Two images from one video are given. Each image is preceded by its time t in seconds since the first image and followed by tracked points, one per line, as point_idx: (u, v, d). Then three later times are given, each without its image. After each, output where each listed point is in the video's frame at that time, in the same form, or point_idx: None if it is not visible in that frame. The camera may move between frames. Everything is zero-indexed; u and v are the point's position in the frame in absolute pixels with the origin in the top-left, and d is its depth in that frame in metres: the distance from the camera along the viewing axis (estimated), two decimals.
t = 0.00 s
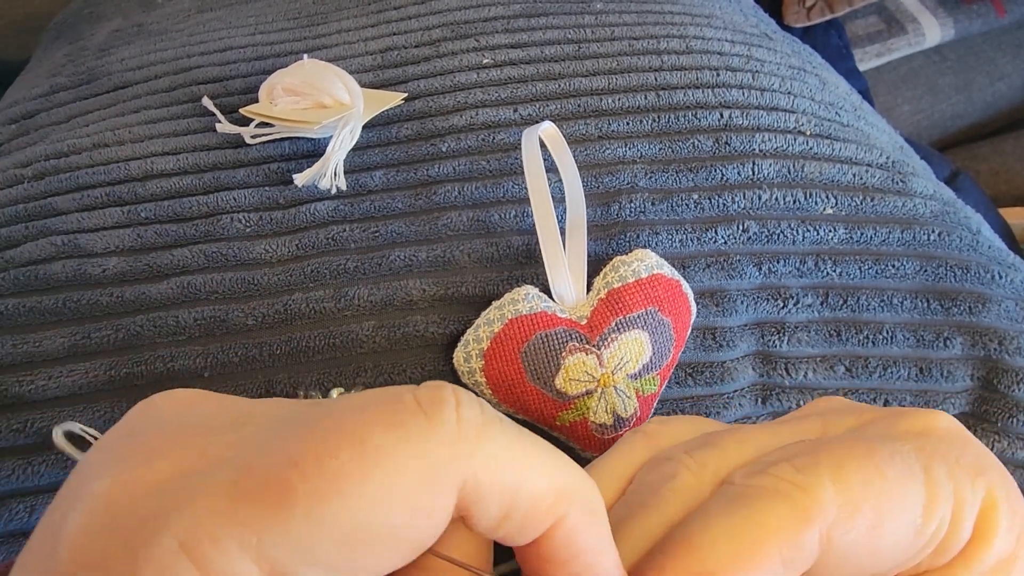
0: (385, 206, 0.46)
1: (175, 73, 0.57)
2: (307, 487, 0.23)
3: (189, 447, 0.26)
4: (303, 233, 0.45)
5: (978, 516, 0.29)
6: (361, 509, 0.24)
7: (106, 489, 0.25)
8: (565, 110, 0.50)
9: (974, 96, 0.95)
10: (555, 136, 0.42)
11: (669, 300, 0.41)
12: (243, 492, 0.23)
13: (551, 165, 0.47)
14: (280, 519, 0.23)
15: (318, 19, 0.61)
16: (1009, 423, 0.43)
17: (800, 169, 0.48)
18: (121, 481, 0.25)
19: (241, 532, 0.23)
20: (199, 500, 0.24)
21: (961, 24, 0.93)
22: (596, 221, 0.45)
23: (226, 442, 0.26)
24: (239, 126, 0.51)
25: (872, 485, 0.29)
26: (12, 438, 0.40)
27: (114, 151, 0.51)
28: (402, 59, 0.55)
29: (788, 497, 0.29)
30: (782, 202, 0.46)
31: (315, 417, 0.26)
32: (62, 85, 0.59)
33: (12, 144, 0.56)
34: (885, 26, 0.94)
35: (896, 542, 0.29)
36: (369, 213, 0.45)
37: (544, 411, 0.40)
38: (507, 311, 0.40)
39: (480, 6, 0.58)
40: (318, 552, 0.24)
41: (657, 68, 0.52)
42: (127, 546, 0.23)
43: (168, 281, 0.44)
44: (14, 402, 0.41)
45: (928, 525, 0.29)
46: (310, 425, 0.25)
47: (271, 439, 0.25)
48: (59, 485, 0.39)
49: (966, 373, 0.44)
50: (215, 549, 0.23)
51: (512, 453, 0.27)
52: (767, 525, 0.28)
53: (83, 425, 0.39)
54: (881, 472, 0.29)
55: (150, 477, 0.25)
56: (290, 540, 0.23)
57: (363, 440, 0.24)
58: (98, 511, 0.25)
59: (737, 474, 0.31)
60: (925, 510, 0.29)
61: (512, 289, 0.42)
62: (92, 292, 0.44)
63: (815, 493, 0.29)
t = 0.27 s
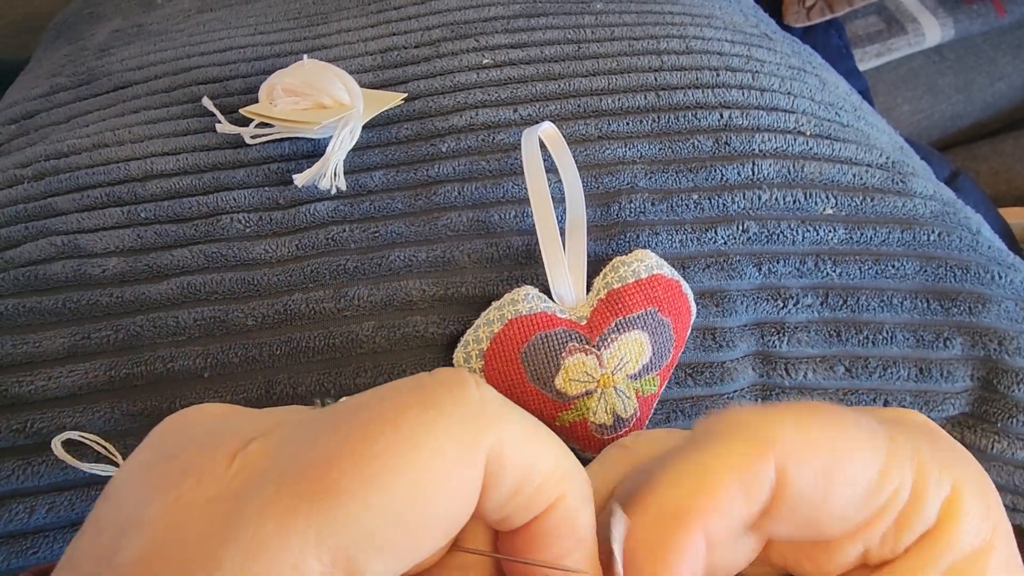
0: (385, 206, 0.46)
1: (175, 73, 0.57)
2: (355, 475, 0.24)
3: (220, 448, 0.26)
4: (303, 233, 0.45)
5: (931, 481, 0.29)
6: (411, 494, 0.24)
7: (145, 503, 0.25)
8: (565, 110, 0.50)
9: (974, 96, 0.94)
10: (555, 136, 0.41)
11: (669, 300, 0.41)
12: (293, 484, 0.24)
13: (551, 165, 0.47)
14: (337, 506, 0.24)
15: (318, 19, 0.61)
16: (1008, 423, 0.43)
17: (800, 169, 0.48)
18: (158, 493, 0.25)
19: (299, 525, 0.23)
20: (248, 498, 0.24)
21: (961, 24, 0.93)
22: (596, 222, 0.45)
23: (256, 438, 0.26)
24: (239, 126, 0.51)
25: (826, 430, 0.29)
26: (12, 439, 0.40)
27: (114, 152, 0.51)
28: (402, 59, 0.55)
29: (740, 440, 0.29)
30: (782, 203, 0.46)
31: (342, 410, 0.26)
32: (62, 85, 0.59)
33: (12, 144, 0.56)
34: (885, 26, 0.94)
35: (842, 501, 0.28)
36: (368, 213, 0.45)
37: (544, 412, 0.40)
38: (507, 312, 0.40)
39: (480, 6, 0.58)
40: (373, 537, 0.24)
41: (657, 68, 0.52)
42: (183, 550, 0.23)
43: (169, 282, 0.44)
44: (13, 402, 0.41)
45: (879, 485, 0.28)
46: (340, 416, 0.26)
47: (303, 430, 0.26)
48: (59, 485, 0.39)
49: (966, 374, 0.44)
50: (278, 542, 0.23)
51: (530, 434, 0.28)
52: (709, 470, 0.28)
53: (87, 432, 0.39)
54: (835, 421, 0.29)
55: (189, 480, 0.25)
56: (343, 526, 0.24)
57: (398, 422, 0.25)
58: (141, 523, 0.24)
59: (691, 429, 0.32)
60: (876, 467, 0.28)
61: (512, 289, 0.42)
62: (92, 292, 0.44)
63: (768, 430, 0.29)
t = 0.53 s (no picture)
0: (385, 206, 0.46)
1: (175, 73, 0.57)
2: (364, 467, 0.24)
3: (232, 438, 0.27)
4: (303, 232, 0.45)
5: (906, 443, 0.32)
6: (421, 489, 0.24)
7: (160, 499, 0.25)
8: (565, 110, 0.50)
9: (974, 96, 0.94)
10: (555, 136, 0.41)
11: (669, 300, 0.41)
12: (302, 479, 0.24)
13: (552, 165, 0.47)
14: (346, 502, 0.24)
15: (318, 19, 0.61)
16: (1009, 422, 0.43)
17: (800, 168, 0.48)
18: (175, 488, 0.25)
19: (310, 516, 0.24)
20: (262, 489, 0.24)
21: (961, 24, 0.93)
22: (596, 221, 0.45)
23: (267, 430, 0.27)
24: (240, 126, 0.51)
25: (814, 374, 0.31)
26: (13, 438, 0.40)
27: (114, 151, 0.51)
28: (402, 59, 0.55)
29: (730, 368, 0.31)
30: (782, 202, 0.46)
31: (351, 398, 0.26)
32: (62, 85, 0.59)
33: (12, 144, 0.56)
34: (885, 25, 0.94)
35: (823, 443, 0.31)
36: (369, 213, 0.45)
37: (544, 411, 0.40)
38: (507, 311, 0.40)
39: (480, 5, 0.58)
40: (387, 521, 0.24)
41: (658, 67, 0.52)
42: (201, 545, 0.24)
43: (170, 281, 0.44)
44: (13, 402, 0.41)
45: (858, 435, 0.31)
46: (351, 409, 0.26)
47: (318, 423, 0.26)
48: (59, 485, 0.39)
49: (966, 373, 0.44)
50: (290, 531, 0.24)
51: (538, 418, 0.28)
52: (704, 382, 0.31)
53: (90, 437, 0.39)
54: (824, 370, 0.31)
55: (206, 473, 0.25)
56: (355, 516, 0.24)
57: (407, 409, 0.25)
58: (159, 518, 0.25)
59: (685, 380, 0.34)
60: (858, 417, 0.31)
61: (512, 288, 0.42)
62: (92, 291, 0.44)
63: (760, 361, 0.31)
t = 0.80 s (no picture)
0: (385, 205, 0.46)
1: (175, 72, 0.57)
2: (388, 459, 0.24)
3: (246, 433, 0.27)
4: (303, 231, 0.45)
5: (916, 437, 0.31)
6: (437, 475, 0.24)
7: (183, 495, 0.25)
8: (565, 109, 0.50)
9: (974, 96, 0.94)
10: (555, 135, 0.41)
11: (669, 300, 0.41)
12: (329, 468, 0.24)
13: (552, 164, 0.47)
14: (370, 492, 0.24)
15: (318, 18, 0.61)
16: (1008, 421, 0.43)
17: (800, 168, 0.48)
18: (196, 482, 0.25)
19: (346, 513, 0.24)
20: (287, 484, 0.24)
21: (961, 24, 0.93)
22: (596, 220, 0.45)
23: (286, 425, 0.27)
24: (240, 125, 0.51)
25: (816, 378, 0.31)
26: (13, 437, 0.40)
27: (115, 150, 0.51)
28: (402, 58, 0.55)
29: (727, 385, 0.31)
30: (782, 201, 0.46)
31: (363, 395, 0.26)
32: (62, 84, 0.59)
33: (12, 143, 0.56)
34: (885, 25, 0.94)
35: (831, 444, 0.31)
36: (369, 212, 0.46)
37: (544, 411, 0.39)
38: (507, 310, 0.40)
39: (481, 5, 0.58)
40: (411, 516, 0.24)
41: (658, 67, 0.52)
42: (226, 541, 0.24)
43: (170, 280, 0.44)
44: (13, 401, 0.41)
45: (863, 429, 0.31)
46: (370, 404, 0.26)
47: (346, 421, 0.25)
48: (59, 484, 0.39)
49: (966, 372, 0.44)
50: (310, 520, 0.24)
51: (552, 414, 0.28)
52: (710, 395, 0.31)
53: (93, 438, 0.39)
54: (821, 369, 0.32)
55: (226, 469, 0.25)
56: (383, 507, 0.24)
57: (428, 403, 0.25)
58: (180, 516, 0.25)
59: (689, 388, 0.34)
60: (865, 414, 0.31)
61: (511, 288, 0.42)
62: (92, 290, 0.44)
63: (760, 369, 0.31)
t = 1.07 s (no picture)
0: (386, 204, 0.46)
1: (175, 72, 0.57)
2: None
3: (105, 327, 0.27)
4: (304, 231, 0.45)
5: (920, 396, 0.31)
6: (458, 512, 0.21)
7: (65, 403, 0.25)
8: (566, 109, 0.50)
9: (974, 96, 0.94)
10: (556, 134, 0.41)
11: (670, 299, 0.40)
12: None
13: (552, 164, 0.47)
14: None
15: (318, 18, 0.61)
16: (1009, 421, 0.43)
17: (800, 167, 0.48)
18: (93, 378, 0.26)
19: None
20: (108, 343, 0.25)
21: (961, 24, 0.94)
22: (597, 220, 0.45)
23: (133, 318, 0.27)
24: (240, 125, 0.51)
25: (828, 326, 0.31)
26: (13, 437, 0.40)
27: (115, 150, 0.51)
28: (402, 58, 0.55)
29: (743, 322, 0.31)
30: (782, 200, 0.46)
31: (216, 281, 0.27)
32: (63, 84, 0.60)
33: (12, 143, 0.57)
34: (885, 26, 0.95)
35: (837, 388, 0.31)
36: (369, 211, 0.46)
37: (545, 409, 0.40)
38: (507, 309, 0.40)
39: (481, 5, 0.58)
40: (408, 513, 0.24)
41: (658, 66, 0.52)
42: (6, 390, 0.23)
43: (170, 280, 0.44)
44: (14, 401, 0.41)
45: (867, 377, 0.31)
46: None
47: None
48: (60, 483, 0.40)
49: (967, 372, 0.44)
50: None
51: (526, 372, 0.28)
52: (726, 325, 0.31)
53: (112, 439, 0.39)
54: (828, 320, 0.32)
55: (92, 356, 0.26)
56: None
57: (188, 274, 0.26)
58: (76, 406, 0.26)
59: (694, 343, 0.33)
60: (874, 366, 0.31)
61: (512, 287, 0.42)
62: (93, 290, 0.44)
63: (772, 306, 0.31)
